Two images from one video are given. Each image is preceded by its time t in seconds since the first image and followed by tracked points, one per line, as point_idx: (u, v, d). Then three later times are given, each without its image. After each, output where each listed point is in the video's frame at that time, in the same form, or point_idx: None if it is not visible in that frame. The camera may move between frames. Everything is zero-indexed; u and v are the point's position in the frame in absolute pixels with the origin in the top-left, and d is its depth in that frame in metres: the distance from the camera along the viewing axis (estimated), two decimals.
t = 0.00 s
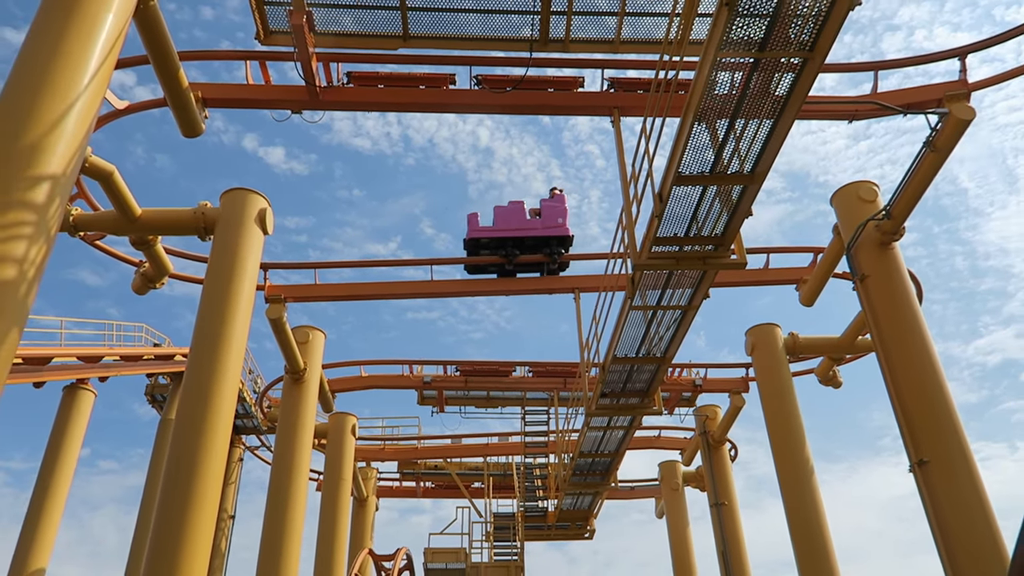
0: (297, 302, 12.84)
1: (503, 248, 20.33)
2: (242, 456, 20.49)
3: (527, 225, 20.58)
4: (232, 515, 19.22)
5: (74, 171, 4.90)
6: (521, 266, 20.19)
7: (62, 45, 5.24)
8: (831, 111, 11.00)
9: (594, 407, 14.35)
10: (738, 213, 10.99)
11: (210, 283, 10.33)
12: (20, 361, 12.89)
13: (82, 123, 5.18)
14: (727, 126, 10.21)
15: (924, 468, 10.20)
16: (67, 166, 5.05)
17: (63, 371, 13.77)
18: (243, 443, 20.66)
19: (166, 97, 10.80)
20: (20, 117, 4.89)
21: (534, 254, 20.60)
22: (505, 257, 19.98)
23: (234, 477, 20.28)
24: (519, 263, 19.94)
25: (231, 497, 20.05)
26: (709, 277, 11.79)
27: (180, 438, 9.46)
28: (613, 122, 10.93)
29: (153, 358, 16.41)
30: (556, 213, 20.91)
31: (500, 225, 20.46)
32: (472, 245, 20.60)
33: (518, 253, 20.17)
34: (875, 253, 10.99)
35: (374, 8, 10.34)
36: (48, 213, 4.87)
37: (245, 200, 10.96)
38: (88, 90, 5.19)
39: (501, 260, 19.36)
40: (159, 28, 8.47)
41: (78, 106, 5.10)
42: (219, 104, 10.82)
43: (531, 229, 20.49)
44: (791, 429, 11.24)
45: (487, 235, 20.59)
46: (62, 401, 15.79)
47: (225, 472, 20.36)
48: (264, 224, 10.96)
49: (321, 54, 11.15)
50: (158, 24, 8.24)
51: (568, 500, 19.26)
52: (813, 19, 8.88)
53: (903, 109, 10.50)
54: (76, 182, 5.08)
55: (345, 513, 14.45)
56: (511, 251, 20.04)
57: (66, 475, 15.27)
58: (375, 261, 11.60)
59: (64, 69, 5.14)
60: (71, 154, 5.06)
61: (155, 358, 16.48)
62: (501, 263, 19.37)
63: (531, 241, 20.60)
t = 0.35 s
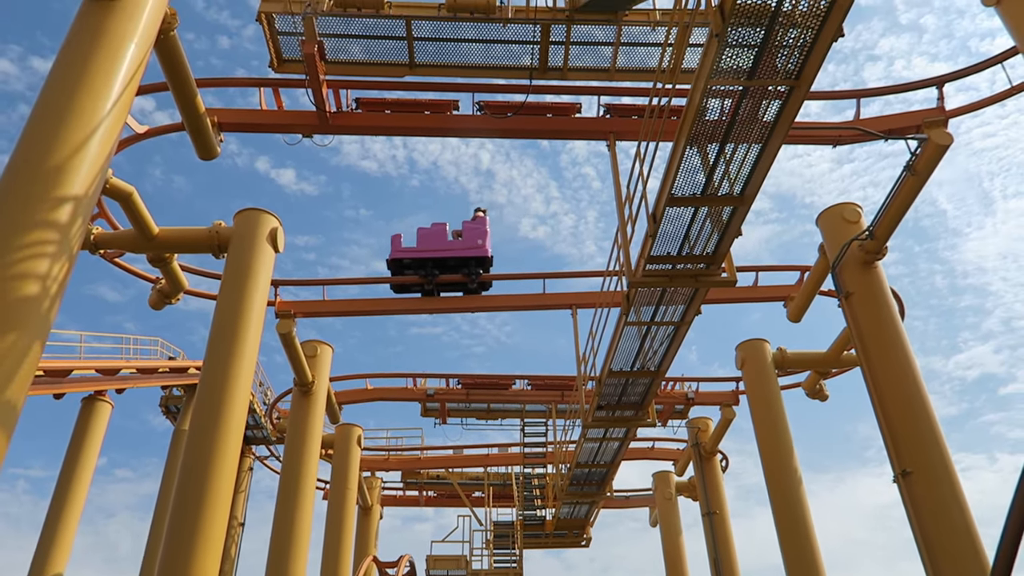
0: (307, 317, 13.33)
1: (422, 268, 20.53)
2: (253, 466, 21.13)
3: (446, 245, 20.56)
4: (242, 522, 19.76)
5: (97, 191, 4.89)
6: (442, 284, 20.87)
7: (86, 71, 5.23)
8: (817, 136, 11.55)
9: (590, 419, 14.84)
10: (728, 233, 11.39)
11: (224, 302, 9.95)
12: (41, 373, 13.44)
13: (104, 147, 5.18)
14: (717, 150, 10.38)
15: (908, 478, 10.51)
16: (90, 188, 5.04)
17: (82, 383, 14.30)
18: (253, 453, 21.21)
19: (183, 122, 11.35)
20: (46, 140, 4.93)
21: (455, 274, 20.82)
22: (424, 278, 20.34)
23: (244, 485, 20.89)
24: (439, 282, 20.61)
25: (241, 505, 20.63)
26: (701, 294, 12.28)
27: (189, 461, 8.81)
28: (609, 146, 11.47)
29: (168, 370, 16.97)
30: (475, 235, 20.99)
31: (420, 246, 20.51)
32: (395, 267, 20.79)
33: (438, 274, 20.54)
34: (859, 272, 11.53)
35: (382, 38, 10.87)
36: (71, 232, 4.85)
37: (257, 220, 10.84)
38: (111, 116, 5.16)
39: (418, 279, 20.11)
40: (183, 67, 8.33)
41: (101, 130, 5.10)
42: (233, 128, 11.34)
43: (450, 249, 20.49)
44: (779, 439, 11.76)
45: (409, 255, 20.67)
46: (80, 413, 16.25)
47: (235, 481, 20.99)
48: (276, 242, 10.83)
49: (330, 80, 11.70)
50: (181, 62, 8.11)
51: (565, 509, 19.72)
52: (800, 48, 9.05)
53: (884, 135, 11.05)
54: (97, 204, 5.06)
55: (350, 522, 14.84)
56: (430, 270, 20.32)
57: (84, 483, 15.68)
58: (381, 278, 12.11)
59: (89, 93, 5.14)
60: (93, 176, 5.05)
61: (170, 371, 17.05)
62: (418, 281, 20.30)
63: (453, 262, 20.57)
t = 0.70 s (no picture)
0: (309, 335, 13.41)
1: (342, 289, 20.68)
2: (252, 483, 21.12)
3: (369, 266, 20.79)
4: (241, 540, 19.72)
5: (102, 209, 4.97)
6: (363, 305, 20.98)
7: (92, 94, 5.33)
8: (815, 158, 11.68)
9: (590, 438, 14.88)
10: (727, 254, 11.46)
11: (225, 319, 9.98)
12: (45, 389, 13.53)
13: (110, 165, 5.27)
14: (716, 172, 10.46)
15: (907, 499, 10.53)
16: (96, 206, 5.12)
17: (85, 399, 14.37)
18: (253, 471, 21.21)
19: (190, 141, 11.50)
20: (53, 160, 5.02)
21: (377, 294, 21.02)
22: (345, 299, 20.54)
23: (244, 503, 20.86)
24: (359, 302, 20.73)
25: (240, 522, 20.59)
26: (700, 314, 12.36)
27: (189, 478, 8.84)
28: (610, 167, 11.60)
29: (170, 387, 17.06)
30: (399, 256, 21.17)
31: (341, 267, 20.64)
32: (316, 286, 20.82)
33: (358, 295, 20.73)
34: (856, 293, 11.64)
35: (385, 61, 11.04)
36: (76, 249, 4.93)
37: (260, 238, 10.84)
38: (118, 136, 5.26)
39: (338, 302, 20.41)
40: (191, 89, 8.50)
41: (106, 150, 5.19)
42: (239, 147, 11.48)
43: (371, 270, 20.68)
44: (778, 459, 11.83)
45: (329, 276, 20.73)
46: (82, 428, 16.30)
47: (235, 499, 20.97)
48: (279, 260, 10.85)
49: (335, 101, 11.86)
50: (189, 84, 8.27)
51: (565, 528, 19.69)
52: (797, 73, 9.19)
53: (881, 157, 11.19)
54: (103, 222, 5.15)
55: (350, 539, 14.82)
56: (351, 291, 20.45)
57: (86, 498, 15.70)
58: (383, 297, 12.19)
59: (97, 115, 5.25)
60: (100, 194, 5.14)
61: (173, 388, 17.13)
62: (338, 301, 20.56)
63: (375, 283, 20.79)
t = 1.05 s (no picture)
0: (310, 344, 13.42)
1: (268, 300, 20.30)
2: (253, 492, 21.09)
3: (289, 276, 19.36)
4: (241, 549, 19.67)
5: (104, 219, 4.98)
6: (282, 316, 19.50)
7: (95, 103, 5.36)
8: (816, 167, 11.70)
9: (591, 447, 14.86)
10: (728, 264, 11.43)
11: (225, 328, 9.96)
12: (46, 398, 13.55)
13: (113, 175, 5.29)
14: (717, 181, 10.46)
15: (908, 508, 10.49)
16: (97, 216, 5.13)
17: (87, 408, 14.39)
18: (254, 479, 21.18)
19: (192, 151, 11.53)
20: (55, 170, 5.04)
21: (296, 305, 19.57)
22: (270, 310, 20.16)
23: (244, 512, 20.83)
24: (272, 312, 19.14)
25: (240, 531, 20.56)
26: (701, 323, 12.36)
27: (189, 489, 8.82)
28: (610, 176, 11.61)
29: (171, 396, 17.07)
30: (321, 266, 19.72)
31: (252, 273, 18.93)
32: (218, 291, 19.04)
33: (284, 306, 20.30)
34: (857, 302, 11.64)
35: (387, 70, 11.08)
36: (79, 258, 4.95)
37: (261, 247, 10.80)
38: (120, 146, 5.27)
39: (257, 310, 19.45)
40: (194, 98, 8.55)
41: (108, 160, 5.21)
42: (241, 157, 11.52)
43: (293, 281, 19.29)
44: (780, 470, 11.82)
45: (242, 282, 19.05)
46: (83, 437, 16.30)
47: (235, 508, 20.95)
48: (280, 270, 10.83)
49: (336, 111, 11.90)
50: (191, 93, 8.30)
51: (566, 538, 19.66)
52: (797, 83, 9.23)
53: (882, 167, 11.21)
54: (105, 232, 5.16)
55: (350, 549, 14.79)
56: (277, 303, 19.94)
57: (85, 506, 15.68)
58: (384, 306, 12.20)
59: (100, 125, 5.27)
60: (102, 203, 5.15)
61: (174, 396, 17.15)
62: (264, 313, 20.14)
63: (296, 293, 19.56)
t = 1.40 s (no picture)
0: (311, 353, 13.41)
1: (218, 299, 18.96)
2: (255, 502, 21.06)
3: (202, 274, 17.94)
4: (244, 560, 19.62)
5: (105, 230, 4.99)
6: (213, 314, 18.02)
7: (96, 115, 5.38)
8: (816, 172, 11.71)
9: (594, 455, 14.85)
10: (729, 269, 11.42)
11: (225, 339, 9.97)
12: (47, 410, 13.54)
13: (114, 186, 5.30)
14: (717, 188, 10.46)
15: (913, 514, 10.46)
16: (98, 228, 5.14)
17: (88, 420, 14.38)
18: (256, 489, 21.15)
19: (192, 161, 11.56)
20: (56, 182, 5.05)
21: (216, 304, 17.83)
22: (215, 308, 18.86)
23: (247, 523, 20.79)
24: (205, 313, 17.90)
25: (243, 542, 20.52)
26: (702, 330, 12.35)
27: (190, 501, 8.79)
28: (610, 183, 11.62)
29: (173, 407, 17.05)
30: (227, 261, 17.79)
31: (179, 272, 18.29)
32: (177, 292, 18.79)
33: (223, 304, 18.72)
34: (859, 307, 11.64)
35: (387, 80, 11.12)
36: (80, 269, 4.96)
37: (262, 257, 10.81)
38: (120, 159, 5.28)
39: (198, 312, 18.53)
40: (194, 110, 8.57)
41: (109, 171, 5.22)
42: (241, 167, 11.54)
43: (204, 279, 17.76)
44: (784, 477, 11.80)
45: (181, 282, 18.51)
46: (84, 449, 16.27)
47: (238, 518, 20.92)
48: (281, 280, 10.83)
49: (337, 120, 11.94)
50: (192, 105, 8.33)
51: (569, 545, 19.63)
52: (796, 89, 9.25)
53: (881, 172, 11.22)
54: (106, 244, 5.17)
55: (353, 559, 14.74)
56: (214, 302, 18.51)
57: (87, 517, 15.64)
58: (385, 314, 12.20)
59: (100, 138, 5.28)
60: (103, 215, 5.16)
61: (175, 407, 17.13)
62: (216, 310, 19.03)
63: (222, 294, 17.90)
